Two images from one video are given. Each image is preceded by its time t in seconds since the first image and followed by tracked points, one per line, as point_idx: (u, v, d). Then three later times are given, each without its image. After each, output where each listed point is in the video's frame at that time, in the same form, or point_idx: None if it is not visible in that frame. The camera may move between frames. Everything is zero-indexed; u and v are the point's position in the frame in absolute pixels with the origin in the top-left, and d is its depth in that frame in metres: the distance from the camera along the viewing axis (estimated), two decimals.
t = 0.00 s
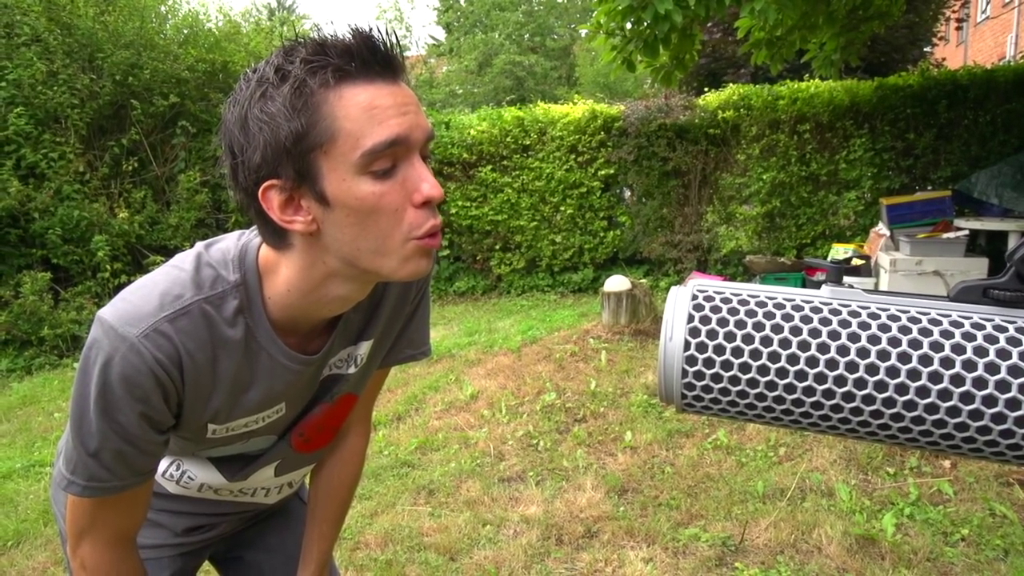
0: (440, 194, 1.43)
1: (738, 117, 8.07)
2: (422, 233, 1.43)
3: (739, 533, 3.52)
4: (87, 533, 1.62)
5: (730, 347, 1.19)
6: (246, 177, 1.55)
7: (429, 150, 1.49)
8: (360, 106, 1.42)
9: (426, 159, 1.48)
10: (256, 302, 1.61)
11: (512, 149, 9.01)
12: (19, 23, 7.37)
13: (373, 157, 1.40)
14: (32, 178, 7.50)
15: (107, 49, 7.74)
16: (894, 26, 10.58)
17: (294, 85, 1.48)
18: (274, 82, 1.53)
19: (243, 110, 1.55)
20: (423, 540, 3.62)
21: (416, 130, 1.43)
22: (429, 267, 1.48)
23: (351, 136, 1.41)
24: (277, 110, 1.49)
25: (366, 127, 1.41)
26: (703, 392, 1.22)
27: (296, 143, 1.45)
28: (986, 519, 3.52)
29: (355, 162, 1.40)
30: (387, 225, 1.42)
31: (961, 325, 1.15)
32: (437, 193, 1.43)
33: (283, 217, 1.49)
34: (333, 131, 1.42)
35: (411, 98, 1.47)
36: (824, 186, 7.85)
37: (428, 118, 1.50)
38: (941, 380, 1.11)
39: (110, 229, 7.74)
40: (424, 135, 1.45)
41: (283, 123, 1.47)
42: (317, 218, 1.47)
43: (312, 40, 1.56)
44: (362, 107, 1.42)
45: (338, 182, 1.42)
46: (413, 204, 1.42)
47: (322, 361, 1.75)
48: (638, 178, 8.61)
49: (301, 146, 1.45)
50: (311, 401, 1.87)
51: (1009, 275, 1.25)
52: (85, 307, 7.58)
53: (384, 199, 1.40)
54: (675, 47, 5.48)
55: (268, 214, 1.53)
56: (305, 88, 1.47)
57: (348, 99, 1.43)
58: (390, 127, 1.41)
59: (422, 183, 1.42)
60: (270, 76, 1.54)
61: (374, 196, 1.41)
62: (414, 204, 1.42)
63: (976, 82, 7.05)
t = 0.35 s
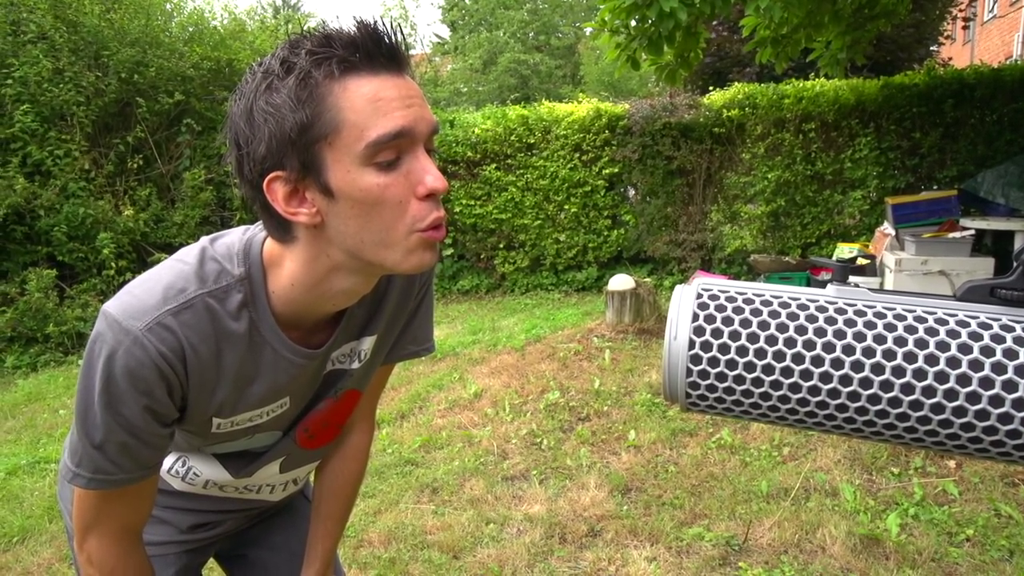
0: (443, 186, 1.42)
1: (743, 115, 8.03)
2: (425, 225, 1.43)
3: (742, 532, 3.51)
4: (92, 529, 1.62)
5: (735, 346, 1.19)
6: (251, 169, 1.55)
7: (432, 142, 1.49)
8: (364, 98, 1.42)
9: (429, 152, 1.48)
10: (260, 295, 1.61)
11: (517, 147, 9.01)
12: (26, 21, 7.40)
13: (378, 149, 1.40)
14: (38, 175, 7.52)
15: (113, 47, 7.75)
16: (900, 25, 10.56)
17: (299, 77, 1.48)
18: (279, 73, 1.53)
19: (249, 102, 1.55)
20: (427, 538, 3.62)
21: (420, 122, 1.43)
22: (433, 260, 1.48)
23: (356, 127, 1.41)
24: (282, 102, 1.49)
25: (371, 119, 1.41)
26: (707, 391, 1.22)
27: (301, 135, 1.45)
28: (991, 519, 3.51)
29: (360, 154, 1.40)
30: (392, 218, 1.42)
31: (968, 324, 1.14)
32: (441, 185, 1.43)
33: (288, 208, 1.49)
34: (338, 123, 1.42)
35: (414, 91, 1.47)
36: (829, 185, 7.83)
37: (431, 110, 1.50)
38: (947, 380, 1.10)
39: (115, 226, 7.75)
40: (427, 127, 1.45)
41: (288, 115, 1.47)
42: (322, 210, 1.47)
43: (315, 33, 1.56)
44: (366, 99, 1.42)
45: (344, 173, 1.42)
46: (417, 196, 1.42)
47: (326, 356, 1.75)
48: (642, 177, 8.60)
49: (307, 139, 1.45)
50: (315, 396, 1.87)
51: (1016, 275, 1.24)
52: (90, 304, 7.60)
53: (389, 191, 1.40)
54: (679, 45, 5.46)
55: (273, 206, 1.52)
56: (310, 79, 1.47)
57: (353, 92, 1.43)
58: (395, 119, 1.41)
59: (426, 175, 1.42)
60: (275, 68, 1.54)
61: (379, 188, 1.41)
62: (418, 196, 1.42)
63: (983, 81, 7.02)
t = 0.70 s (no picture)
0: (390, 199, 1.39)
1: (745, 114, 8.03)
2: (364, 231, 1.41)
3: (748, 532, 3.51)
4: (103, 519, 1.66)
5: (739, 347, 1.19)
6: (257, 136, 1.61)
7: (411, 153, 1.45)
8: (342, 92, 1.42)
9: (404, 162, 1.44)
10: (251, 285, 1.60)
11: (519, 148, 9.00)
12: (30, 25, 7.43)
13: (338, 142, 1.40)
14: (43, 178, 7.55)
15: (116, 51, 7.76)
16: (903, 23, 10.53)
17: (300, 57, 1.51)
18: (296, 50, 1.56)
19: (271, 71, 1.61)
20: (432, 539, 3.63)
21: (389, 128, 1.40)
22: (376, 267, 1.45)
23: (324, 117, 1.42)
24: (283, 82, 1.52)
25: (341, 112, 1.41)
26: (711, 391, 1.22)
27: (287, 117, 1.49)
28: (998, 519, 3.50)
29: (321, 143, 1.41)
30: (338, 213, 1.42)
31: (973, 323, 1.14)
32: (393, 196, 1.40)
33: (266, 180, 1.54)
34: (314, 109, 1.44)
35: (405, 95, 1.43)
36: (832, 184, 7.81)
37: (420, 122, 1.45)
38: (953, 380, 1.10)
39: (120, 230, 7.77)
40: (402, 136, 1.41)
41: (283, 93, 1.51)
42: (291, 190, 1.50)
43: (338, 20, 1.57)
44: (344, 93, 1.42)
45: (304, 159, 1.44)
46: (362, 200, 1.40)
47: (321, 352, 1.74)
48: (645, 177, 8.59)
49: (289, 117, 1.49)
50: (314, 398, 1.88)
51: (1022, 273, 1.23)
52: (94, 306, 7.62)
53: (339, 186, 1.40)
54: (682, 45, 5.46)
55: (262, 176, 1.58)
56: (310, 62, 1.49)
57: (337, 83, 1.44)
58: (363, 118, 1.40)
59: (376, 183, 1.39)
60: (299, 45, 1.58)
61: (327, 182, 1.41)
62: (364, 201, 1.40)
63: (987, 78, 7.03)
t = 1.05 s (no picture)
0: (363, 197, 1.38)
1: (751, 114, 8.01)
2: (336, 227, 1.41)
3: (751, 532, 3.50)
4: (111, 503, 1.67)
5: (746, 344, 1.18)
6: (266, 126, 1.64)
7: (396, 152, 1.44)
8: (332, 87, 1.43)
9: (388, 160, 1.44)
10: (252, 277, 1.60)
11: (524, 147, 9.00)
12: (36, 22, 7.45)
13: (321, 134, 1.41)
14: (48, 175, 7.57)
15: (122, 48, 7.77)
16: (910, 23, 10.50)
17: (304, 48, 1.53)
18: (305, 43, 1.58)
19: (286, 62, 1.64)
20: (435, 537, 3.63)
21: (371, 125, 1.40)
22: (346, 265, 1.44)
23: (312, 110, 1.43)
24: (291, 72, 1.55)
25: (328, 104, 1.42)
26: (717, 389, 1.21)
27: (289, 105, 1.51)
28: (1002, 520, 3.49)
29: (305, 133, 1.42)
30: (313, 205, 1.42)
31: (982, 323, 1.13)
32: (367, 193, 1.38)
33: (266, 170, 1.57)
34: (305, 100, 1.46)
35: (395, 92, 1.43)
36: (838, 184, 7.79)
37: (410, 122, 1.44)
38: (961, 379, 1.10)
39: (125, 226, 7.78)
40: (384, 135, 1.41)
41: (286, 83, 1.53)
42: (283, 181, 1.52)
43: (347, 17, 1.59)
44: (334, 88, 1.43)
45: (293, 150, 1.45)
46: (337, 196, 1.40)
47: (322, 350, 1.73)
48: (650, 176, 8.59)
49: (287, 108, 1.51)
50: (316, 399, 1.88)
51: None
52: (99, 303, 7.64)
53: (315, 178, 1.40)
54: (688, 44, 5.44)
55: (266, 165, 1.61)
56: (311, 55, 1.51)
57: (331, 77, 1.45)
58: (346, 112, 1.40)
59: (352, 180, 1.39)
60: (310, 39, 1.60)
61: (306, 175, 1.41)
62: (339, 197, 1.40)
63: (995, 79, 7.00)
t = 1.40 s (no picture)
0: (370, 191, 1.38)
1: (754, 109, 8.01)
2: (343, 221, 1.41)
3: (753, 528, 3.50)
4: (114, 500, 1.68)
5: (749, 340, 1.18)
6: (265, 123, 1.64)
7: (402, 145, 1.44)
8: (335, 81, 1.43)
9: (393, 153, 1.43)
10: (254, 274, 1.60)
11: (526, 142, 8.99)
12: (38, 19, 7.45)
13: (325, 129, 1.40)
14: (50, 172, 7.57)
15: (124, 45, 7.77)
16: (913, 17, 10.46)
17: (303, 43, 1.53)
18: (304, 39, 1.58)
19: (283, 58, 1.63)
20: (438, 533, 3.63)
21: (376, 118, 1.40)
22: (351, 260, 1.44)
23: (315, 104, 1.43)
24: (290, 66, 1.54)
25: (331, 98, 1.41)
26: (721, 385, 1.21)
27: (288, 99, 1.50)
28: (1005, 515, 3.48)
29: (308, 129, 1.41)
30: (319, 201, 1.42)
31: (986, 317, 1.13)
32: (374, 187, 1.38)
33: (267, 167, 1.56)
34: (307, 95, 1.45)
35: (398, 86, 1.43)
36: (840, 179, 7.77)
37: (414, 113, 1.44)
38: (965, 373, 1.10)
39: (127, 223, 7.79)
40: (390, 128, 1.41)
41: (285, 80, 1.53)
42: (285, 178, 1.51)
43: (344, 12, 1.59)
44: (337, 82, 1.43)
45: (296, 146, 1.45)
46: (344, 191, 1.40)
47: (325, 346, 1.73)
48: (652, 172, 8.58)
49: (287, 105, 1.51)
50: (320, 394, 1.88)
51: None
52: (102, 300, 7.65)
53: (322, 173, 1.40)
54: (690, 39, 5.43)
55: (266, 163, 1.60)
56: (311, 50, 1.50)
57: (332, 71, 1.44)
58: (351, 106, 1.40)
59: (359, 173, 1.39)
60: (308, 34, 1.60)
61: (313, 170, 1.41)
62: (346, 192, 1.40)
63: (997, 73, 6.99)
